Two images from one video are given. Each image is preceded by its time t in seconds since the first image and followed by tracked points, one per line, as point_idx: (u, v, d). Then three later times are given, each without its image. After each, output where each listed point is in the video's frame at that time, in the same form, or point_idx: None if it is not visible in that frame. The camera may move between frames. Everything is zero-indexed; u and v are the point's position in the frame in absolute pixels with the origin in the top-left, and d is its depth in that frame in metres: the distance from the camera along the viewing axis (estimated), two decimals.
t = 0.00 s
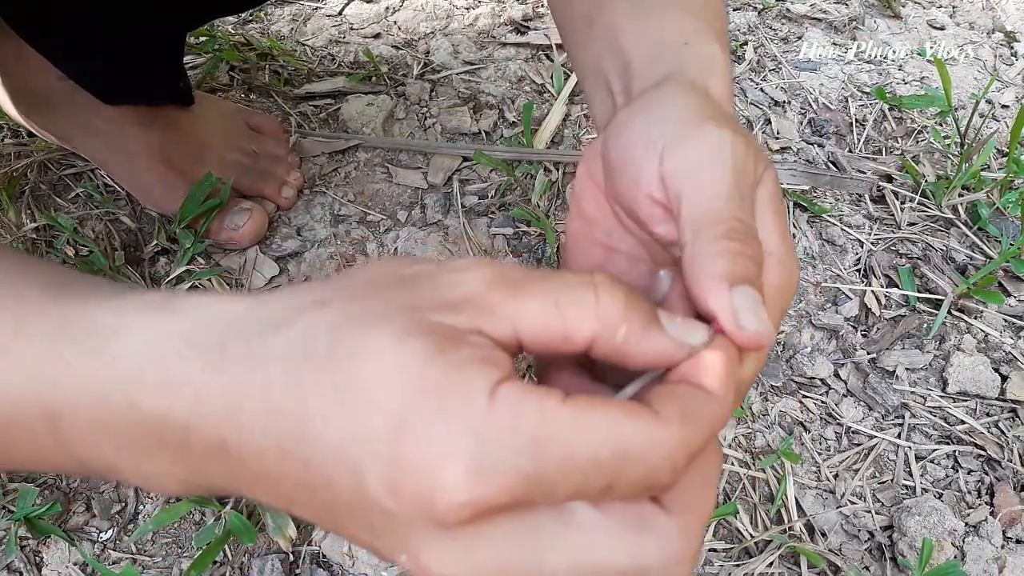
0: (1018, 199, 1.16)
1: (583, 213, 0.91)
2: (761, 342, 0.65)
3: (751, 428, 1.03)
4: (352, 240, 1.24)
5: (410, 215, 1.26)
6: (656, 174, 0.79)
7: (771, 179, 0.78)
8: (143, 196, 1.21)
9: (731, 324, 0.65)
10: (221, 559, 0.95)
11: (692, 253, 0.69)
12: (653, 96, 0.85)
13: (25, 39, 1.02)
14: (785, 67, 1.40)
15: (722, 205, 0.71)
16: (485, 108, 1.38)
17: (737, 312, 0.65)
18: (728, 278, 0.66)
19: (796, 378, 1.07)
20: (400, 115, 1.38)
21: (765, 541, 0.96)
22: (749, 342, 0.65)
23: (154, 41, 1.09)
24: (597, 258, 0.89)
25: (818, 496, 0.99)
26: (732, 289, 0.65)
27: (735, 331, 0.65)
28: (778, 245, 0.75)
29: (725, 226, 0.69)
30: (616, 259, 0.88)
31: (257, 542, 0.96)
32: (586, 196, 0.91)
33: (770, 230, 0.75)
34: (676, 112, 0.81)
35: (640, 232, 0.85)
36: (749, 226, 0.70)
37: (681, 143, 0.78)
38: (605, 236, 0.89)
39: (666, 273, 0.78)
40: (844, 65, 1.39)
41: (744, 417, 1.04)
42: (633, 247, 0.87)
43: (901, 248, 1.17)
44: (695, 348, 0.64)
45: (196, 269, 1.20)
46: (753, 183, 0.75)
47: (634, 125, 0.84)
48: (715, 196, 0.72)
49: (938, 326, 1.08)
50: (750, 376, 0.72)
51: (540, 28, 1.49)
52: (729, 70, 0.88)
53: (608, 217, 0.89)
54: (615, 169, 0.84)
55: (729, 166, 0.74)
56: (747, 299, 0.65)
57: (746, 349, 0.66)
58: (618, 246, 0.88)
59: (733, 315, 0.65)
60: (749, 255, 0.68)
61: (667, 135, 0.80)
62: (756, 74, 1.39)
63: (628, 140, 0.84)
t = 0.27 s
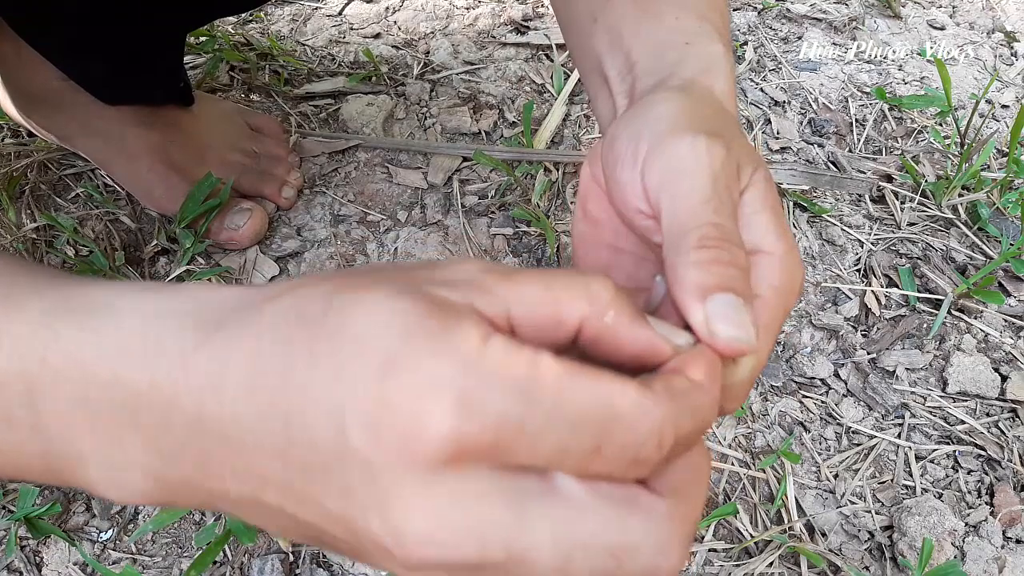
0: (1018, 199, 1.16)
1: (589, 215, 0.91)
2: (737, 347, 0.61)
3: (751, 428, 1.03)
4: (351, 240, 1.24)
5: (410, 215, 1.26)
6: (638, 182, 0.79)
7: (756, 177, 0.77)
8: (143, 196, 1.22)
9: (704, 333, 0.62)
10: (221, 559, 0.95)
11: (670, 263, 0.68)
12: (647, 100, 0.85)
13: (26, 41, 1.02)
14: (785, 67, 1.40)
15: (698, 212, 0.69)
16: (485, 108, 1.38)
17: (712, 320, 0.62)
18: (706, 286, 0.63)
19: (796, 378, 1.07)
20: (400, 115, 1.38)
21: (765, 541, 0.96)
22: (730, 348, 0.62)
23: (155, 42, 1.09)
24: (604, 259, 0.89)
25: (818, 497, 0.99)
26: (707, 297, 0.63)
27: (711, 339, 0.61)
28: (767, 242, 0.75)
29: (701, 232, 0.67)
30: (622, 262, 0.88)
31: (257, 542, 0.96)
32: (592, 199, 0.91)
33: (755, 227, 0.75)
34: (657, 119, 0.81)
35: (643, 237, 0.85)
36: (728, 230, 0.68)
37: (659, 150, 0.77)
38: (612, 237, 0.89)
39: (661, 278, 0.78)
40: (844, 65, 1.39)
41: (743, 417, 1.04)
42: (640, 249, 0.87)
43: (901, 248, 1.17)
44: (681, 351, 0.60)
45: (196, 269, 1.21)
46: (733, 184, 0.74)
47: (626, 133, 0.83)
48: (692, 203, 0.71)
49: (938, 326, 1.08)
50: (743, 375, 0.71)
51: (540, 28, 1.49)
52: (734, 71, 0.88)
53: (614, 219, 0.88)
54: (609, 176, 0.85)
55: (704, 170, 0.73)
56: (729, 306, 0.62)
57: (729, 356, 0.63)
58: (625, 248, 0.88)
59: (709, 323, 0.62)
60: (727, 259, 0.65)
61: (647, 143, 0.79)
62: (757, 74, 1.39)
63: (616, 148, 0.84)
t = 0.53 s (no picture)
0: (1018, 198, 1.16)
1: (582, 227, 0.90)
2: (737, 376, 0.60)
3: (751, 428, 1.03)
4: (351, 240, 1.24)
5: (410, 215, 1.26)
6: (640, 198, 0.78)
7: (759, 198, 0.77)
8: (143, 196, 1.22)
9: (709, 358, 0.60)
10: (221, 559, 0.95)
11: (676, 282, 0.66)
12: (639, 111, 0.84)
13: (26, 41, 1.02)
14: (785, 67, 1.40)
15: (706, 230, 0.69)
16: (485, 108, 1.38)
17: (716, 343, 0.60)
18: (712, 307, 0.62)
19: (796, 378, 1.07)
20: (400, 115, 1.38)
21: (765, 541, 0.96)
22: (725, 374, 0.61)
23: (154, 41, 1.09)
24: (598, 271, 0.89)
25: (818, 497, 0.99)
26: (712, 319, 0.61)
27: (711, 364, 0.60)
28: (765, 262, 0.74)
29: (707, 252, 0.66)
30: (616, 274, 0.88)
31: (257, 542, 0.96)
32: (585, 211, 0.90)
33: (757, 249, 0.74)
34: (658, 134, 0.79)
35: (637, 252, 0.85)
36: (733, 250, 0.67)
37: (664, 167, 0.76)
38: (605, 249, 0.89)
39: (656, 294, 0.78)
40: (844, 65, 1.39)
41: (743, 417, 1.04)
42: (633, 262, 0.87)
43: (901, 248, 1.17)
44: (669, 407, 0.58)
45: (196, 269, 1.21)
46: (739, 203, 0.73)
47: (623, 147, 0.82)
48: (699, 222, 0.69)
49: (938, 326, 1.08)
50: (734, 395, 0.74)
51: (540, 28, 1.49)
52: (725, 79, 0.88)
53: (608, 231, 0.88)
54: (605, 189, 0.83)
55: (710, 190, 0.72)
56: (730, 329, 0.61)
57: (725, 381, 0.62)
58: (618, 260, 0.88)
59: (711, 346, 0.60)
60: (731, 281, 0.64)
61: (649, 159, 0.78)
62: (757, 74, 1.40)
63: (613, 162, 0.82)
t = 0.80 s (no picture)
0: (1018, 198, 1.16)
1: (578, 224, 0.89)
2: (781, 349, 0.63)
3: (751, 428, 1.03)
4: (351, 240, 1.24)
5: (410, 215, 1.26)
6: (667, 179, 0.78)
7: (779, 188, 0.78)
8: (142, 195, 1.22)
9: (759, 329, 0.63)
10: (221, 559, 0.95)
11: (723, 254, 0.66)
12: (647, 100, 0.85)
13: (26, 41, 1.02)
14: (785, 67, 1.40)
15: (749, 203, 0.70)
16: (486, 108, 1.38)
17: (766, 317, 0.63)
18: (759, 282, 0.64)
19: (795, 378, 1.07)
20: (400, 115, 1.38)
21: (765, 541, 0.96)
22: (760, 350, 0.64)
23: (154, 42, 1.10)
24: (594, 267, 0.89)
25: (818, 497, 0.99)
26: (761, 294, 0.63)
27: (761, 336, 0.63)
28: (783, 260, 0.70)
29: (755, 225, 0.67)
30: (612, 270, 0.88)
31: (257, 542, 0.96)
32: (582, 205, 0.89)
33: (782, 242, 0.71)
34: (684, 119, 0.80)
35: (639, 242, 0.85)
36: (773, 229, 0.69)
37: (696, 148, 0.77)
38: (601, 245, 0.88)
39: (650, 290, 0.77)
40: (844, 66, 1.39)
41: (743, 417, 1.04)
42: (631, 257, 0.87)
43: (901, 248, 1.17)
44: (678, 383, 0.63)
45: (196, 269, 1.21)
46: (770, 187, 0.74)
47: (644, 124, 0.83)
48: (741, 199, 0.70)
49: (938, 326, 1.08)
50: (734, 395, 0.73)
51: (540, 28, 1.49)
52: (725, 78, 0.88)
53: (604, 225, 0.88)
54: (618, 171, 0.83)
55: (745, 171, 0.73)
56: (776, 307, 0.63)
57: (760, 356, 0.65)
58: (614, 256, 0.88)
59: (760, 320, 0.63)
60: (776, 259, 0.66)
61: (676, 141, 0.78)
62: (757, 74, 1.40)
63: (633, 143, 0.82)
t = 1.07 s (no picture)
0: (1018, 198, 1.16)
1: (577, 214, 0.90)
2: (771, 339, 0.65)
3: (751, 428, 1.03)
4: (351, 240, 1.24)
5: (410, 215, 1.26)
6: (669, 164, 0.78)
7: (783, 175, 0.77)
8: (142, 195, 1.22)
9: (749, 317, 0.64)
10: (221, 559, 0.95)
11: (724, 239, 0.66)
12: (649, 88, 0.85)
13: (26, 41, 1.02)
14: (785, 67, 1.40)
15: (751, 187, 0.70)
16: (485, 108, 1.38)
17: (757, 304, 0.64)
18: (758, 268, 0.64)
19: (796, 378, 1.07)
20: (400, 115, 1.38)
21: (765, 541, 0.96)
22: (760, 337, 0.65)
23: (154, 41, 1.10)
24: (593, 258, 0.89)
25: (818, 497, 0.99)
26: (758, 280, 0.64)
27: (753, 323, 0.64)
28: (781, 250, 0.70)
29: (757, 210, 0.67)
30: (610, 260, 0.88)
31: (257, 542, 0.96)
32: (582, 197, 0.90)
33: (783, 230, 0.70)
34: (686, 105, 0.80)
35: (638, 230, 0.85)
36: (775, 214, 0.68)
37: (699, 132, 0.77)
38: (600, 237, 0.89)
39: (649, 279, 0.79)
40: (844, 65, 1.39)
41: (743, 417, 1.04)
42: (629, 248, 0.87)
43: (901, 248, 1.17)
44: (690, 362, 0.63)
45: (196, 269, 1.21)
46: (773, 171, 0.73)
47: (645, 109, 0.82)
48: (745, 183, 0.70)
49: (938, 326, 1.08)
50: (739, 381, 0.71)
51: (540, 28, 1.49)
52: (724, 67, 0.89)
53: (604, 216, 0.89)
54: (618, 158, 0.83)
55: (747, 154, 0.73)
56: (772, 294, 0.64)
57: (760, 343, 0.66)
58: (613, 247, 0.88)
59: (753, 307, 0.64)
60: (777, 244, 0.66)
61: (678, 126, 0.78)
62: (757, 74, 1.40)
63: (635, 129, 0.82)
